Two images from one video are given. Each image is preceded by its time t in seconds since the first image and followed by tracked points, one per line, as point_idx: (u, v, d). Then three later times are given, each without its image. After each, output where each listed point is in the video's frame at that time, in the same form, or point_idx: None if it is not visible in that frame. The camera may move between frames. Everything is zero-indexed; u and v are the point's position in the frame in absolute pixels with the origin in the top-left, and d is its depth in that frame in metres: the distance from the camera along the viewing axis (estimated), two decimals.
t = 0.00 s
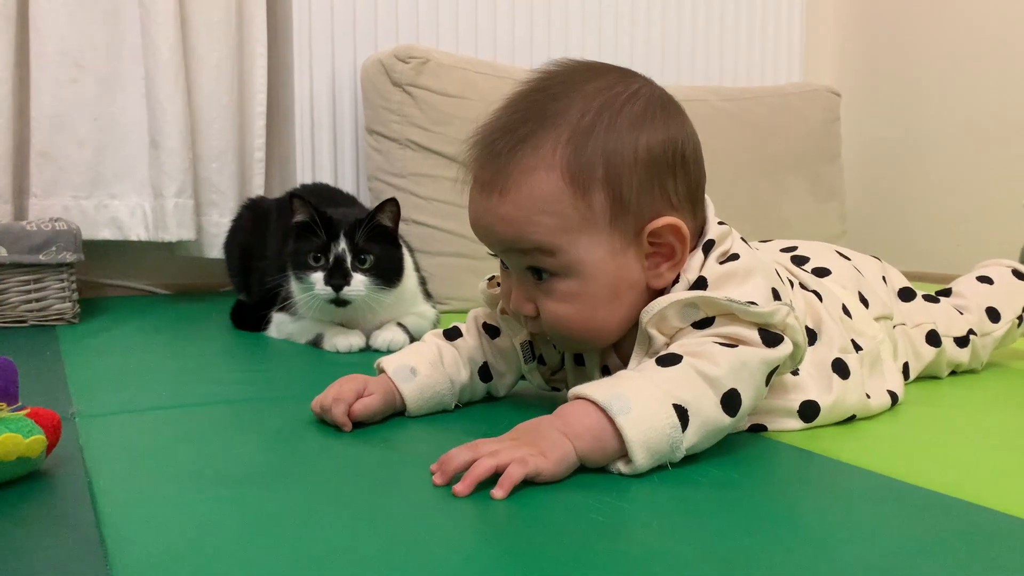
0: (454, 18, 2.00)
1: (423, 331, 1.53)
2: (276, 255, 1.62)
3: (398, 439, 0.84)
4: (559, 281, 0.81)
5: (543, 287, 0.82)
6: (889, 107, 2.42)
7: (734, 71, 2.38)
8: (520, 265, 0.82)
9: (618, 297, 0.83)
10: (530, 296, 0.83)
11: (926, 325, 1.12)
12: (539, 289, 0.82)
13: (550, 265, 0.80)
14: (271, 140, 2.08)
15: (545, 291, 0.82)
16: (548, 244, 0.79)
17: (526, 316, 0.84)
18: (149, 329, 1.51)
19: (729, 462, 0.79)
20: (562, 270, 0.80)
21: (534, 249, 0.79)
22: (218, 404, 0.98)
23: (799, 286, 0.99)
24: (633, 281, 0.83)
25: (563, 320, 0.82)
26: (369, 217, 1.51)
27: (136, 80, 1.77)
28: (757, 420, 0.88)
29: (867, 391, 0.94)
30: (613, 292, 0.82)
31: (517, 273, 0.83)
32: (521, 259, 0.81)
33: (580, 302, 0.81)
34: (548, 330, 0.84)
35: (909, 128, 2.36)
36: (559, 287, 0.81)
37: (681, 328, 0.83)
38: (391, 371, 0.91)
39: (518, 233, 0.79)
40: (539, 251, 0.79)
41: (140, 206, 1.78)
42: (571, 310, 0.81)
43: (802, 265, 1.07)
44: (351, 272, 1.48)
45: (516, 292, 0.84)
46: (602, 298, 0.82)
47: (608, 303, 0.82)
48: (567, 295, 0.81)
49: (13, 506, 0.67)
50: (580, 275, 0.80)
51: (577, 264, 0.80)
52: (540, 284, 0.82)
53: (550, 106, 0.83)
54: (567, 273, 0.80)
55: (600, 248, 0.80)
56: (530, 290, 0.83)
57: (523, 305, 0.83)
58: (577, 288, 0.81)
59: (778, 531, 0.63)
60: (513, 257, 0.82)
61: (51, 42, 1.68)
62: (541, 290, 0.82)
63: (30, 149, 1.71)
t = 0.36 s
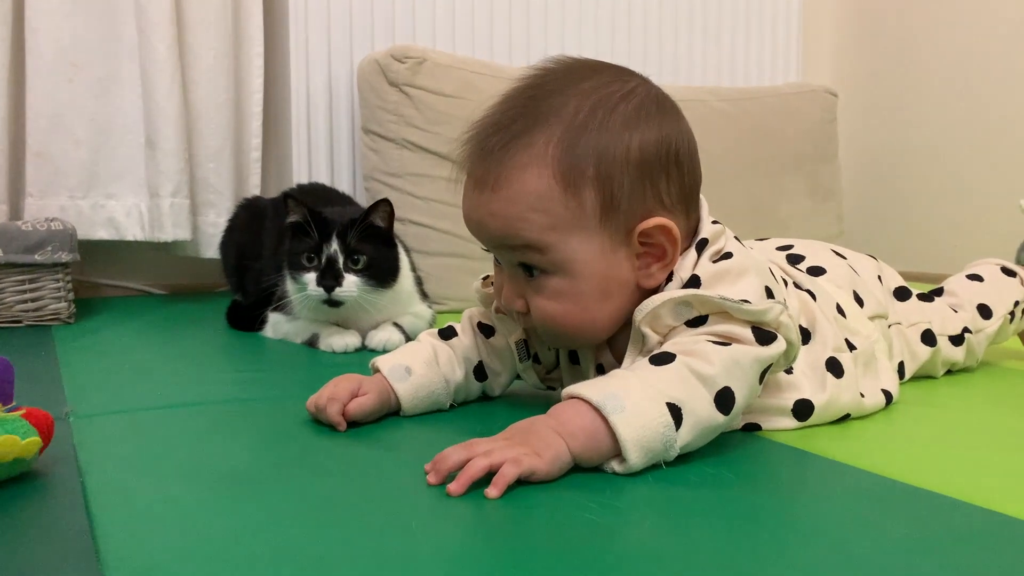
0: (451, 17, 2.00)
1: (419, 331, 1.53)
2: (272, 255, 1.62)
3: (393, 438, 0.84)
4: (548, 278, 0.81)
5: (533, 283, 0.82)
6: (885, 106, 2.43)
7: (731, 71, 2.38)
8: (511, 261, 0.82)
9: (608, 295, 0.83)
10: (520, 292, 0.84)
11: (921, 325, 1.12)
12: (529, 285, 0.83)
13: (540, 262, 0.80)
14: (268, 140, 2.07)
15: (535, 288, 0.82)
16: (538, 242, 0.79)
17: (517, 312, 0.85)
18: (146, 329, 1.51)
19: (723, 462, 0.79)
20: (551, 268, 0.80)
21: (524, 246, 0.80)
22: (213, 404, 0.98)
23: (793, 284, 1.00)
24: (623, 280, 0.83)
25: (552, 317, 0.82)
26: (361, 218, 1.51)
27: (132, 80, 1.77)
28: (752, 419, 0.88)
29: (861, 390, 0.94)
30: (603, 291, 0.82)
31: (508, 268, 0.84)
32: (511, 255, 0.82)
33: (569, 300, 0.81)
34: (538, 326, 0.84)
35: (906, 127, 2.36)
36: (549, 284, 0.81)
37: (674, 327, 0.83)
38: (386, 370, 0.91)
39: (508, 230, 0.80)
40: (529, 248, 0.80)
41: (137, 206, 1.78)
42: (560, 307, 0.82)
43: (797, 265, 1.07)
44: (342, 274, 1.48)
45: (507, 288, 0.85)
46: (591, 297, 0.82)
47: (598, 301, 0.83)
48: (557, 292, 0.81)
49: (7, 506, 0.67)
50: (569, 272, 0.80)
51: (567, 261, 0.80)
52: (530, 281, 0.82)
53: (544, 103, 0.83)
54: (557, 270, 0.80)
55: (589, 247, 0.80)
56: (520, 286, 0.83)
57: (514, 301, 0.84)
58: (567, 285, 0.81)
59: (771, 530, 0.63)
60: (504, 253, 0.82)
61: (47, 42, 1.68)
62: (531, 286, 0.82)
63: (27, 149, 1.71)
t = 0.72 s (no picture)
0: (452, 17, 2.01)
1: (421, 330, 1.54)
2: (275, 255, 1.62)
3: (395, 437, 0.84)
4: (552, 282, 0.81)
5: (537, 288, 0.82)
6: (886, 107, 2.43)
7: (731, 71, 2.38)
8: (514, 266, 0.82)
9: (611, 299, 0.83)
10: (523, 296, 0.84)
11: (922, 325, 1.12)
12: (533, 289, 0.83)
13: (544, 267, 0.81)
14: (269, 140, 2.08)
15: (539, 292, 0.82)
16: (542, 247, 0.80)
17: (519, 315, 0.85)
18: (149, 328, 1.51)
19: (724, 460, 0.79)
20: (555, 272, 0.81)
21: (528, 251, 0.80)
22: (216, 403, 0.98)
23: (793, 284, 1.00)
24: (626, 283, 0.83)
25: (556, 321, 0.82)
26: (373, 221, 1.53)
27: (133, 80, 1.77)
28: (752, 418, 0.88)
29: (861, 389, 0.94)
30: (606, 295, 0.83)
31: (511, 273, 0.83)
32: (514, 260, 0.82)
33: (572, 304, 0.82)
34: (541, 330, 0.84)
35: (907, 127, 2.36)
36: (552, 288, 0.81)
37: (675, 327, 0.83)
38: (388, 369, 0.91)
39: (511, 235, 0.80)
40: (533, 253, 0.80)
41: (139, 206, 1.79)
42: (564, 311, 0.82)
43: (799, 264, 1.07)
44: (354, 279, 1.49)
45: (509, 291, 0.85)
46: (595, 300, 0.82)
47: (601, 305, 0.83)
48: (560, 297, 0.81)
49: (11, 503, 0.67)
50: (573, 277, 0.81)
51: (570, 266, 0.80)
52: (534, 285, 0.82)
53: (548, 108, 0.83)
54: (560, 275, 0.81)
55: (593, 252, 0.81)
56: (523, 290, 0.83)
57: (518, 305, 0.84)
58: (571, 290, 0.81)
59: (773, 530, 0.63)
60: (508, 258, 0.82)
61: (49, 42, 1.68)
62: (534, 291, 0.82)
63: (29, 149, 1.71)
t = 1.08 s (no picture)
0: (458, 18, 2.01)
1: (427, 330, 1.54)
2: (282, 256, 1.63)
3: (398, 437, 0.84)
4: (610, 251, 0.80)
5: (590, 262, 0.80)
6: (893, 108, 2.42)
7: (738, 72, 2.38)
8: (570, 239, 0.80)
9: (663, 265, 0.84)
10: (573, 275, 0.80)
11: (928, 327, 1.12)
12: (586, 264, 0.80)
13: (608, 234, 0.80)
14: (277, 141, 2.09)
15: (593, 266, 0.80)
16: (609, 210, 0.79)
17: (562, 301, 0.81)
18: (156, 328, 1.52)
19: (727, 460, 0.79)
20: (616, 239, 0.80)
21: (596, 218, 0.79)
22: (223, 402, 0.99)
23: (798, 286, 1.00)
24: (674, 250, 0.85)
25: (610, 294, 0.81)
26: (380, 222, 1.53)
27: (141, 81, 1.78)
28: (754, 418, 0.88)
29: (865, 391, 0.94)
30: (660, 260, 0.83)
31: (561, 252, 0.80)
32: (572, 232, 0.79)
33: (630, 271, 0.81)
34: (592, 310, 0.81)
35: (914, 128, 2.35)
36: (610, 257, 0.81)
37: (679, 324, 0.83)
38: (394, 369, 0.92)
39: (577, 201, 0.79)
40: (598, 218, 0.79)
41: (146, 206, 1.80)
42: (619, 281, 0.81)
43: (804, 266, 1.07)
44: (361, 278, 1.50)
45: (554, 275, 0.80)
46: (650, 267, 0.83)
47: (654, 272, 0.83)
48: (618, 265, 0.81)
49: (19, 501, 0.68)
50: (634, 241, 0.81)
51: (633, 229, 0.81)
52: (587, 260, 0.80)
53: (588, 78, 0.84)
54: (621, 242, 0.80)
55: (652, 214, 0.82)
56: (574, 269, 0.80)
57: (565, 287, 0.80)
58: (631, 256, 0.81)
59: (775, 530, 0.63)
60: (564, 230, 0.79)
61: (58, 43, 1.69)
62: (588, 265, 0.80)
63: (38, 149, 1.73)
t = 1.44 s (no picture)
0: (462, 18, 2.01)
1: (429, 329, 1.54)
2: (285, 255, 1.64)
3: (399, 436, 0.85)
4: (614, 256, 0.80)
5: (596, 270, 0.80)
6: (898, 107, 2.41)
7: (743, 72, 2.38)
8: (574, 251, 0.79)
9: (667, 265, 0.84)
10: (579, 284, 0.80)
11: (930, 327, 1.12)
12: (591, 272, 0.80)
13: (610, 238, 0.79)
14: (281, 139, 2.09)
15: (599, 273, 0.80)
16: (609, 214, 0.79)
17: (570, 311, 0.80)
18: (159, 327, 1.52)
19: (728, 461, 0.79)
20: (619, 243, 0.80)
21: (596, 224, 0.79)
22: (224, 402, 0.99)
23: (799, 285, 1.00)
24: (675, 249, 0.85)
25: (618, 299, 0.81)
26: (382, 220, 1.53)
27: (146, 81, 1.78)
28: (754, 419, 0.88)
29: (866, 391, 0.94)
30: (663, 261, 0.83)
31: (565, 263, 0.80)
32: (576, 243, 0.79)
33: (635, 274, 0.81)
34: (600, 316, 0.81)
35: (920, 128, 2.34)
36: (615, 261, 0.80)
37: (680, 326, 0.83)
38: (395, 369, 0.92)
39: (576, 208, 0.78)
40: (600, 223, 0.79)
41: (151, 206, 1.80)
42: (625, 286, 0.81)
43: (806, 266, 1.07)
44: (363, 276, 1.50)
45: (560, 287, 0.80)
46: (654, 270, 0.83)
47: (658, 273, 0.83)
48: (624, 269, 0.81)
49: (19, 499, 0.68)
50: (636, 244, 0.81)
51: (634, 231, 0.81)
52: (591, 268, 0.80)
53: (573, 87, 0.85)
54: (624, 245, 0.80)
55: (651, 214, 0.82)
56: (580, 278, 0.80)
57: (573, 297, 0.79)
58: (635, 258, 0.81)
59: (773, 531, 0.63)
60: (568, 241, 0.79)
61: (63, 43, 1.70)
62: (594, 272, 0.80)
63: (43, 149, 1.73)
